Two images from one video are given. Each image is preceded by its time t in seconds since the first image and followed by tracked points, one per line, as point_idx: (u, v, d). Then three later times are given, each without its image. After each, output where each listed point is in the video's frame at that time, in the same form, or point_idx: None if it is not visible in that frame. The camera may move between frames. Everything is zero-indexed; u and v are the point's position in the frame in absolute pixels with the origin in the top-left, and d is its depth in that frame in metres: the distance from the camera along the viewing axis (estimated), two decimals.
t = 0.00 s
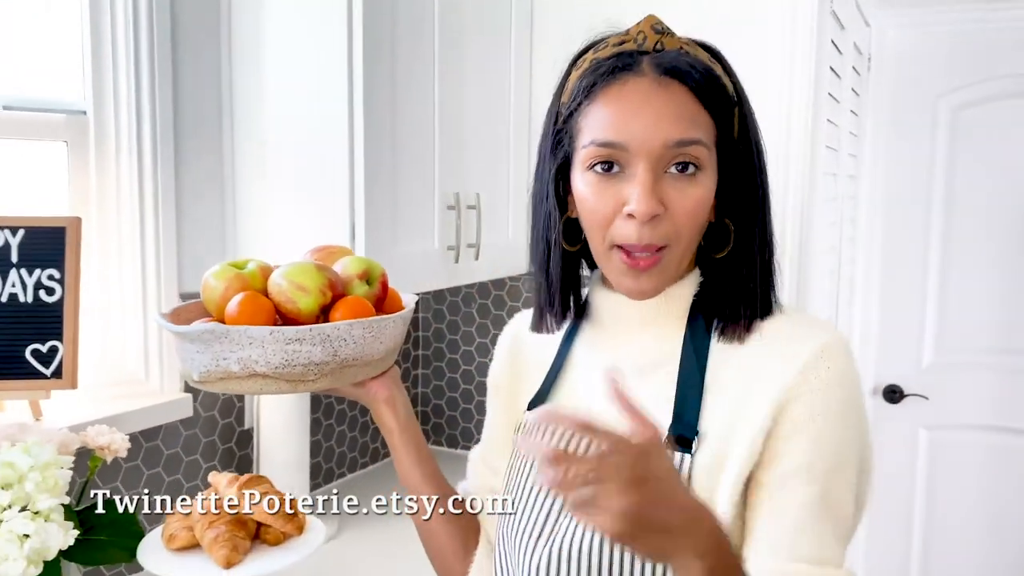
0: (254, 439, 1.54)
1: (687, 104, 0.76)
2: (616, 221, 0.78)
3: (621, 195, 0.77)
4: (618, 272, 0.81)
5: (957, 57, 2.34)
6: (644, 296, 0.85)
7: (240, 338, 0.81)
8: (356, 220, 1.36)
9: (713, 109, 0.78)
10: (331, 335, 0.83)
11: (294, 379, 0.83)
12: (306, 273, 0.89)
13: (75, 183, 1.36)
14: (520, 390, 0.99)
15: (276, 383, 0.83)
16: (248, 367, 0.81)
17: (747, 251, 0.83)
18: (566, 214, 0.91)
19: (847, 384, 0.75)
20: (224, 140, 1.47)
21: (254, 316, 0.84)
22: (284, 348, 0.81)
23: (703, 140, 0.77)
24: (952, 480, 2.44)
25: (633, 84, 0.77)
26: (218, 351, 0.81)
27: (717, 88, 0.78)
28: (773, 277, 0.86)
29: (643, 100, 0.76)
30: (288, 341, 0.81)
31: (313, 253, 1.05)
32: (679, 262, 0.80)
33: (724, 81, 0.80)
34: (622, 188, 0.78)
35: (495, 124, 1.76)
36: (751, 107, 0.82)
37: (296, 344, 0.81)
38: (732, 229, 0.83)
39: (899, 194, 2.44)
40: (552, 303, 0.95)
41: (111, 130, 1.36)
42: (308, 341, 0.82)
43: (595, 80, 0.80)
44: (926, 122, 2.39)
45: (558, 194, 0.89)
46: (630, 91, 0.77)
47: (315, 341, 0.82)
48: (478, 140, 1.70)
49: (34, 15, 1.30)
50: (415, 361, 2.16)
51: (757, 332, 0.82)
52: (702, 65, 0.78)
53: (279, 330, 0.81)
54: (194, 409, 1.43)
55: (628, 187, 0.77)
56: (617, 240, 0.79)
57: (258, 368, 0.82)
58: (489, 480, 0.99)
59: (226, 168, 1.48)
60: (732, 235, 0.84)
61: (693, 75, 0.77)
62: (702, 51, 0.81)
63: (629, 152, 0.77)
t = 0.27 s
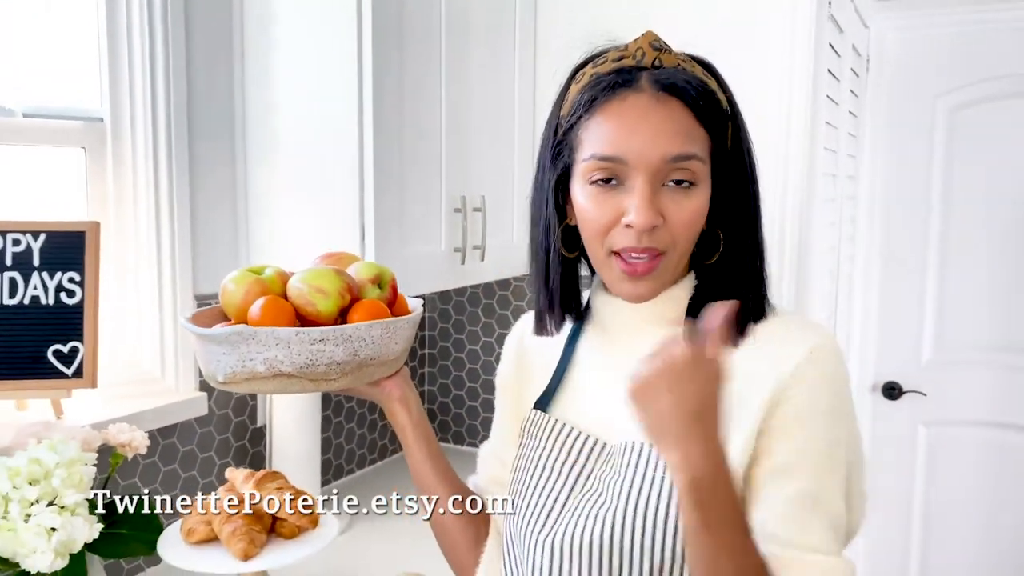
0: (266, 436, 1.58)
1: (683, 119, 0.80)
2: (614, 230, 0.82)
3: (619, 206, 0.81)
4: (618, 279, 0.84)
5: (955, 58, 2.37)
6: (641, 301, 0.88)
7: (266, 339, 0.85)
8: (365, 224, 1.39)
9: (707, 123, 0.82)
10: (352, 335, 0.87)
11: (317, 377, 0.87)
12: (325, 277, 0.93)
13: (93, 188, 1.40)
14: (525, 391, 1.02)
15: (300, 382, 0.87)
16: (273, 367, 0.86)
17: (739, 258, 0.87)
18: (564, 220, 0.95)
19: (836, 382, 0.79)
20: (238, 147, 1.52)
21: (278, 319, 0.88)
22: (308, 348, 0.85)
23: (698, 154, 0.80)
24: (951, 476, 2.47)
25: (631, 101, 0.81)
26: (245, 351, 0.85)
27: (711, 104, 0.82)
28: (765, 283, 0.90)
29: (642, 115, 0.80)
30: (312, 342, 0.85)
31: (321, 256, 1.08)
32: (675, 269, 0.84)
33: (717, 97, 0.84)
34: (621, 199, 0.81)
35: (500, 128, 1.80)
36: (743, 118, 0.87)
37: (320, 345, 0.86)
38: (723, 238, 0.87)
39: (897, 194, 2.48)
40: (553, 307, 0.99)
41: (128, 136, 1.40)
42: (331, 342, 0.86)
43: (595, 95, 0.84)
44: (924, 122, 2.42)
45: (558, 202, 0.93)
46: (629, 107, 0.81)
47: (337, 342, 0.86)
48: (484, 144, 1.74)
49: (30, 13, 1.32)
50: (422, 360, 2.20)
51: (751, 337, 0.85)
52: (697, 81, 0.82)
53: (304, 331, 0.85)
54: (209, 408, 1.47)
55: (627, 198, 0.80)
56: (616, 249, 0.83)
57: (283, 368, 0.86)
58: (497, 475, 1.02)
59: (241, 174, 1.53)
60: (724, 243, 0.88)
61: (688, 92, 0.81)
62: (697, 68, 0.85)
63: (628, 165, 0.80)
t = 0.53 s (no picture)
0: (270, 435, 1.60)
1: (688, 119, 0.83)
2: (623, 227, 0.84)
3: (628, 203, 0.83)
4: (625, 276, 0.86)
5: (950, 58, 2.39)
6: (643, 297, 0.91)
7: (267, 345, 0.87)
8: (367, 226, 1.41)
9: (711, 124, 0.85)
10: (351, 342, 0.89)
11: (316, 383, 0.89)
12: (326, 284, 0.95)
13: (98, 192, 1.42)
14: (520, 390, 1.04)
15: (299, 387, 0.89)
16: (274, 373, 0.88)
17: (735, 257, 0.90)
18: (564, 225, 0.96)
19: (831, 381, 0.82)
20: (240, 151, 1.54)
21: (280, 326, 0.90)
22: (307, 355, 0.88)
23: (702, 153, 0.83)
24: (946, 472, 2.50)
25: (639, 101, 0.83)
26: (246, 358, 0.87)
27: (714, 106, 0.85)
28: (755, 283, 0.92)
29: (649, 115, 0.82)
30: (311, 349, 0.87)
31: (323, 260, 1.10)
32: (680, 265, 0.86)
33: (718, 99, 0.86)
34: (629, 196, 0.83)
35: (499, 130, 1.82)
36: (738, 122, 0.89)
37: (319, 352, 0.88)
38: (720, 237, 0.90)
39: (893, 193, 2.50)
40: (550, 308, 1.01)
41: (132, 141, 1.42)
42: (330, 349, 0.88)
43: (600, 97, 0.86)
44: (920, 121, 2.44)
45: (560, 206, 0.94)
46: (636, 107, 0.83)
47: (336, 349, 0.88)
48: (483, 147, 1.76)
49: (30, 12, 1.33)
50: (422, 359, 2.22)
51: (744, 330, 0.87)
52: (698, 83, 0.85)
53: (303, 338, 0.87)
54: (213, 408, 1.50)
55: (636, 196, 0.83)
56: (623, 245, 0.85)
57: (282, 374, 0.88)
58: (495, 475, 1.04)
59: (244, 177, 1.55)
60: (720, 242, 0.90)
61: (693, 93, 0.84)
62: (696, 71, 0.87)
63: (637, 163, 0.83)
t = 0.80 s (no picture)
0: (272, 441, 1.62)
1: (681, 145, 0.85)
2: (619, 253, 0.85)
3: (624, 229, 0.85)
4: (622, 299, 0.88)
5: (945, 65, 2.41)
6: (640, 320, 0.93)
7: (273, 363, 0.89)
8: (368, 235, 1.43)
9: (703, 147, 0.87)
10: (356, 357, 0.91)
11: (322, 399, 0.91)
12: (328, 300, 0.97)
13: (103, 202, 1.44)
14: (523, 402, 1.06)
15: (305, 403, 0.91)
16: (280, 390, 0.90)
17: (732, 276, 0.91)
18: (563, 245, 0.98)
19: (824, 397, 0.85)
20: (243, 160, 1.56)
21: (284, 344, 0.92)
22: (313, 370, 0.90)
23: (695, 178, 0.85)
24: (941, 476, 2.52)
25: (632, 128, 0.85)
26: (252, 376, 0.89)
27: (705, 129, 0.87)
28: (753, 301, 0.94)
29: (642, 142, 0.84)
30: (317, 365, 0.89)
31: (320, 277, 1.11)
32: (676, 287, 0.88)
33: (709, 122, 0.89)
34: (625, 222, 0.85)
35: (498, 138, 1.84)
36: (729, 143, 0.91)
37: (324, 368, 0.90)
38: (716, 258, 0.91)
39: (888, 198, 2.52)
40: (553, 328, 1.03)
41: (137, 152, 1.44)
42: (336, 364, 0.90)
43: (593, 125, 0.88)
44: (915, 128, 2.46)
45: (558, 228, 0.97)
46: (629, 134, 0.85)
47: (342, 364, 0.90)
48: (482, 155, 1.78)
49: (29, 11, 1.34)
50: (422, 365, 2.24)
51: (742, 350, 0.89)
52: (689, 108, 0.87)
53: (309, 355, 0.89)
54: (216, 415, 1.51)
55: (631, 222, 0.84)
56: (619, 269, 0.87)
57: (289, 391, 0.90)
58: (496, 485, 1.06)
59: (246, 186, 1.57)
60: (717, 263, 0.91)
61: (684, 118, 0.86)
62: (687, 95, 0.89)
63: (631, 190, 0.85)
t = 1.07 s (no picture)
0: (268, 445, 1.63)
1: (671, 154, 0.86)
2: (609, 260, 0.87)
3: (613, 237, 0.86)
4: (611, 306, 0.89)
5: (937, 72, 2.43)
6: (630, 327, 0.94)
7: (278, 366, 0.90)
8: (365, 241, 1.44)
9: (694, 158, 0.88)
10: (359, 362, 0.92)
11: (324, 402, 0.92)
12: (333, 305, 0.98)
13: (101, 207, 1.45)
14: (517, 407, 1.07)
15: (308, 406, 0.92)
16: (284, 393, 0.91)
17: (723, 282, 0.93)
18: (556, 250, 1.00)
19: (817, 403, 0.85)
20: (241, 166, 1.57)
21: (289, 347, 0.93)
22: (317, 374, 0.90)
23: (685, 188, 0.86)
24: (933, 480, 2.54)
25: (623, 138, 0.87)
26: (256, 378, 0.90)
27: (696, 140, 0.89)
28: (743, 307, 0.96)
29: (632, 152, 0.86)
30: (321, 369, 0.90)
31: (321, 280, 1.12)
32: (666, 295, 0.89)
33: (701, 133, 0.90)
34: (615, 230, 0.86)
35: (495, 145, 1.86)
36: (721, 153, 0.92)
37: (328, 371, 0.91)
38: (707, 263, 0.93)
39: (881, 204, 2.54)
40: (543, 331, 1.05)
41: (136, 157, 1.45)
42: (339, 368, 0.91)
43: (587, 133, 0.89)
44: (908, 134, 2.48)
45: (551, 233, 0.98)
46: (620, 144, 0.87)
47: (345, 368, 0.91)
48: (479, 161, 1.79)
49: (30, 10, 1.35)
50: (418, 368, 2.25)
51: (731, 355, 0.90)
52: (681, 119, 0.88)
53: (314, 358, 0.90)
54: (213, 419, 1.52)
55: (621, 230, 0.86)
56: (609, 276, 0.88)
57: (292, 394, 0.90)
58: (492, 488, 1.07)
59: (244, 191, 1.58)
60: (707, 269, 0.93)
61: (676, 129, 0.87)
62: (680, 105, 0.91)
63: (621, 199, 0.86)
